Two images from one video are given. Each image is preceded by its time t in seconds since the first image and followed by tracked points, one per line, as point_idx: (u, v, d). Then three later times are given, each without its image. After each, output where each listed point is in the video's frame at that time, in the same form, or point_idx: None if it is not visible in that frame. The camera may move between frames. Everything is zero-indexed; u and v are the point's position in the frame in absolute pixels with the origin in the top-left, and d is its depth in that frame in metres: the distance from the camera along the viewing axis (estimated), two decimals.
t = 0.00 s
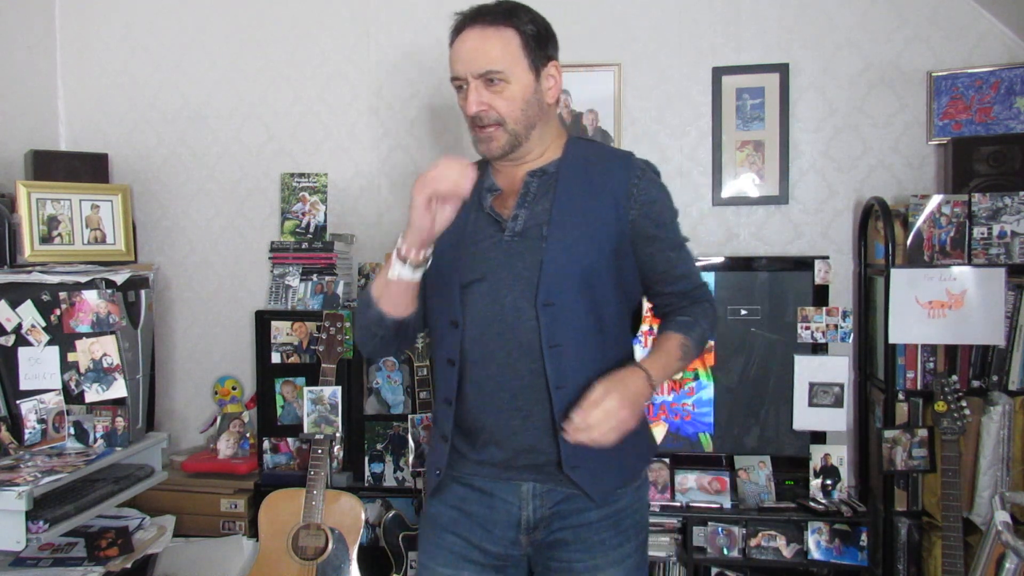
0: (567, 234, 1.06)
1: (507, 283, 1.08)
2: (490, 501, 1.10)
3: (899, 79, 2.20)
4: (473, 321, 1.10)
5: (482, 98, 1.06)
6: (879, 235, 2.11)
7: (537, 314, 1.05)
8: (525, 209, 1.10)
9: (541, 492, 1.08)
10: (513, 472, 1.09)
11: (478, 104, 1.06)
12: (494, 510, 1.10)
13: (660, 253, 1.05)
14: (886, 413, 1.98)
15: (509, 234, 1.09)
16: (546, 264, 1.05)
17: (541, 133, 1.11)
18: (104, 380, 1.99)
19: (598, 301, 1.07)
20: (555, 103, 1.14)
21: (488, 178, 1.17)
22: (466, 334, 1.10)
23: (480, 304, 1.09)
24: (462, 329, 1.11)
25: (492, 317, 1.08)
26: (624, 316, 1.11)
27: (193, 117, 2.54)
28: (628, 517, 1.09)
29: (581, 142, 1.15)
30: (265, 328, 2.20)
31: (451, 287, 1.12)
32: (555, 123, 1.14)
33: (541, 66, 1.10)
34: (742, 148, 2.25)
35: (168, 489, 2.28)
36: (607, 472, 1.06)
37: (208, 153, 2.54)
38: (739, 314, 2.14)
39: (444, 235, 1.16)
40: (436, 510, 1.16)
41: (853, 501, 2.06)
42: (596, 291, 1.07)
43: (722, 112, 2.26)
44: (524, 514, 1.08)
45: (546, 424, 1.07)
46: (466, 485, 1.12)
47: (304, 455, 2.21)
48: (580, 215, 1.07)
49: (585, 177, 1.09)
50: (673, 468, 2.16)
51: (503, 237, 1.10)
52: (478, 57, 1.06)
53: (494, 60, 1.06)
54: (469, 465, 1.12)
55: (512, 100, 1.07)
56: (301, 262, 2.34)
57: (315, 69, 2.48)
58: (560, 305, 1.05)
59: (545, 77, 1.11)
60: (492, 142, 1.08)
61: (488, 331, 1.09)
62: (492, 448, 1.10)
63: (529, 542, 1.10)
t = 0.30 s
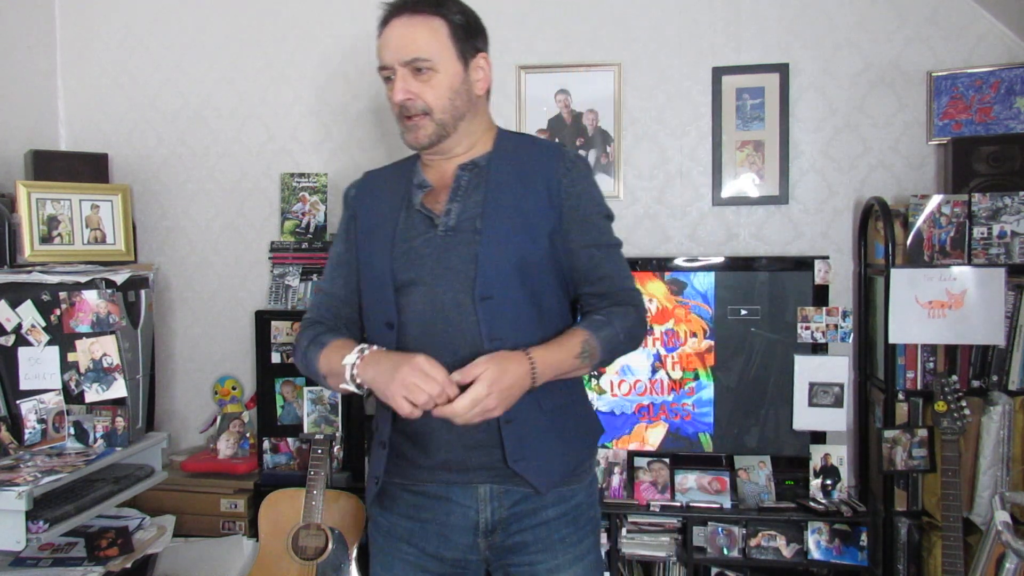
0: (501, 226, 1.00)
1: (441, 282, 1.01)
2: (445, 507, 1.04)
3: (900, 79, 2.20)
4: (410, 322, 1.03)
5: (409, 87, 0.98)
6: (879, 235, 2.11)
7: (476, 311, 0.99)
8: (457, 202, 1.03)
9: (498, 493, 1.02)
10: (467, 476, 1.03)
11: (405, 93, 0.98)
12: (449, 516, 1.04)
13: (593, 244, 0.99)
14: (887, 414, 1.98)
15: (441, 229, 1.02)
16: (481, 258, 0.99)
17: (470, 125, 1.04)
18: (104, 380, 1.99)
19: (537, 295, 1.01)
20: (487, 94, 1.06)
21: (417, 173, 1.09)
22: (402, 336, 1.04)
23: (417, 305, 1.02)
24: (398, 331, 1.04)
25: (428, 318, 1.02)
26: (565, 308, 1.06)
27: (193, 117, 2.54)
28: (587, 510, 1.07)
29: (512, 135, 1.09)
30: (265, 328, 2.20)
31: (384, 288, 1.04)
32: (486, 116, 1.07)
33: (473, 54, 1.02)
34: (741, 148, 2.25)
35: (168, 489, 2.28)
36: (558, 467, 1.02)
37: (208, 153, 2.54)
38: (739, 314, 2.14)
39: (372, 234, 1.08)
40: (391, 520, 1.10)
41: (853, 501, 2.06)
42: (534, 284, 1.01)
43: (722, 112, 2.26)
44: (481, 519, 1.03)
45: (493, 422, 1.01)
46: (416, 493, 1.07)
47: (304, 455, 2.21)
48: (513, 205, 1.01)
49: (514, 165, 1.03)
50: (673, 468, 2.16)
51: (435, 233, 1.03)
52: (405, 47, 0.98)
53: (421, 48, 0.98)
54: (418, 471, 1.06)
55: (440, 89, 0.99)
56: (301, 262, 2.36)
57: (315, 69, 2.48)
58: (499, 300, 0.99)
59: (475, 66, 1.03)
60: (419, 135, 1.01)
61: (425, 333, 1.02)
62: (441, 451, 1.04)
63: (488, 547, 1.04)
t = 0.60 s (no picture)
0: (488, 222, 1.00)
1: (429, 284, 1.00)
2: (446, 513, 1.04)
3: (900, 79, 2.21)
4: (399, 323, 1.02)
5: (380, 94, 0.97)
6: (879, 235, 2.11)
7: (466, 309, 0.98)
8: (441, 201, 1.02)
9: (500, 497, 1.02)
10: (467, 479, 1.03)
11: (375, 101, 0.97)
12: (450, 520, 1.04)
13: (574, 237, 1.00)
14: (886, 413, 1.98)
15: (427, 229, 1.01)
16: (470, 255, 0.98)
17: (443, 125, 1.03)
18: (104, 380, 1.99)
19: (525, 290, 1.01)
20: (455, 92, 1.05)
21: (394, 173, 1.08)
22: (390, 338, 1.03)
23: (406, 308, 1.01)
24: (387, 336, 1.02)
25: (417, 321, 1.01)
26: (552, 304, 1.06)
27: (193, 117, 2.54)
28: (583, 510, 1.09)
29: (484, 130, 1.09)
30: (265, 328, 2.20)
31: (370, 294, 1.02)
32: (456, 113, 1.06)
33: (438, 54, 1.01)
34: (741, 148, 2.26)
35: (168, 489, 2.28)
36: (557, 465, 1.03)
37: (207, 153, 2.54)
38: (739, 314, 2.14)
39: (351, 238, 1.06)
40: (388, 527, 1.09)
41: (853, 501, 2.07)
42: (521, 279, 1.01)
43: (722, 112, 2.26)
44: (483, 522, 1.03)
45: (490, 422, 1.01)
46: (415, 500, 1.06)
47: (304, 455, 2.21)
48: (498, 201, 1.01)
49: (495, 162, 1.03)
50: (673, 468, 2.17)
51: (419, 235, 1.02)
52: (369, 53, 0.96)
53: (386, 53, 0.96)
54: (416, 477, 1.06)
55: (410, 93, 0.97)
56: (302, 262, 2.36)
57: (315, 69, 2.48)
58: (490, 297, 0.98)
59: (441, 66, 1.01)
60: (393, 141, 1.00)
61: (415, 336, 1.01)
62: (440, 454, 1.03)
63: (488, 550, 1.04)
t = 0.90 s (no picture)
0: (501, 224, 1.00)
1: (441, 286, 1.00)
2: (446, 516, 1.04)
3: (899, 79, 2.21)
4: (408, 326, 1.01)
5: (388, 93, 0.97)
6: (879, 235, 2.11)
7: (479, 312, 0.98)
8: (452, 203, 1.02)
9: (500, 501, 1.03)
10: (468, 484, 1.02)
11: (384, 100, 0.96)
12: (451, 525, 1.04)
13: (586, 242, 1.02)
14: (886, 413, 1.98)
15: (438, 230, 1.01)
16: (483, 258, 0.98)
17: (452, 122, 1.03)
18: (104, 380, 1.99)
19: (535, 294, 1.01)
20: (463, 89, 1.05)
21: (402, 172, 1.07)
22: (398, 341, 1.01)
23: (417, 310, 1.00)
24: (397, 338, 1.01)
25: (429, 323, 1.00)
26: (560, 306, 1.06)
27: (193, 117, 2.54)
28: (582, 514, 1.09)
29: (490, 129, 1.09)
30: (264, 329, 2.21)
31: (380, 294, 1.01)
32: (464, 110, 1.06)
33: (445, 51, 1.01)
34: (741, 148, 2.26)
35: (168, 489, 2.28)
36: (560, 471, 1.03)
37: (208, 153, 2.54)
38: (739, 314, 2.14)
39: (359, 236, 1.04)
40: (389, 531, 1.09)
41: (853, 501, 2.07)
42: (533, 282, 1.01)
43: (722, 112, 2.26)
44: (484, 526, 1.03)
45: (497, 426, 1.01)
46: (415, 503, 1.06)
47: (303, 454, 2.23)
48: (512, 204, 1.01)
49: (507, 165, 1.03)
50: (673, 468, 2.17)
51: (431, 235, 1.02)
52: (377, 51, 0.96)
53: (394, 51, 0.96)
54: (418, 480, 1.05)
55: (420, 91, 0.97)
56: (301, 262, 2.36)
57: (315, 69, 2.48)
58: (503, 300, 0.99)
59: (450, 63, 1.02)
60: (402, 139, 0.99)
61: (426, 338, 1.00)
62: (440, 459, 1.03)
63: (489, 555, 1.04)
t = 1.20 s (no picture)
0: (483, 222, 1.01)
1: (431, 292, 0.99)
2: (446, 517, 1.04)
3: (900, 79, 2.21)
4: (400, 333, 1.00)
5: (353, 72, 0.96)
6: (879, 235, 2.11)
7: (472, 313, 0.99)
8: (431, 206, 1.02)
9: (499, 497, 1.03)
10: (466, 482, 1.03)
11: (348, 78, 0.95)
12: (451, 525, 1.04)
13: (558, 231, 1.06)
14: (886, 413, 1.98)
15: (420, 235, 1.00)
16: (470, 258, 1.00)
17: (417, 117, 1.02)
18: (104, 380, 2.00)
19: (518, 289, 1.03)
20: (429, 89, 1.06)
21: (372, 180, 1.05)
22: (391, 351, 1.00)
23: (408, 316, 1.00)
24: (389, 348, 1.00)
25: (422, 329, 0.99)
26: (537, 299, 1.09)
27: (193, 117, 2.54)
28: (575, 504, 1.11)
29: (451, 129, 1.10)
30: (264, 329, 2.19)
31: (368, 306, 0.99)
32: (430, 111, 1.06)
33: (415, 46, 1.02)
34: (741, 148, 2.26)
35: (168, 489, 2.28)
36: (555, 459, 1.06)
37: (207, 153, 2.54)
38: (739, 314, 2.14)
39: (334, 248, 1.02)
40: (387, 537, 1.08)
41: (853, 501, 2.07)
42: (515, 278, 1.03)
43: (722, 112, 2.26)
44: (484, 523, 1.03)
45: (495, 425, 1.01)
46: (414, 506, 1.06)
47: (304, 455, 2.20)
48: (490, 202, 1.02)
49: (479, 162, 1.05)
50: (672, 468, 2.17)
51: (413, 241, 1.01)
52: (347, 34, 0.97)
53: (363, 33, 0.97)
54: (414, 484, 1.05)
55: (385, 75, 0.97)
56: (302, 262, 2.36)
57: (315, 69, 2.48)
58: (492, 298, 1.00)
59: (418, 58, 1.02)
60: (363, 121, 0.97)
61: (421, 346, 1.00)
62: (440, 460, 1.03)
63: (489, 551, 1.05)
